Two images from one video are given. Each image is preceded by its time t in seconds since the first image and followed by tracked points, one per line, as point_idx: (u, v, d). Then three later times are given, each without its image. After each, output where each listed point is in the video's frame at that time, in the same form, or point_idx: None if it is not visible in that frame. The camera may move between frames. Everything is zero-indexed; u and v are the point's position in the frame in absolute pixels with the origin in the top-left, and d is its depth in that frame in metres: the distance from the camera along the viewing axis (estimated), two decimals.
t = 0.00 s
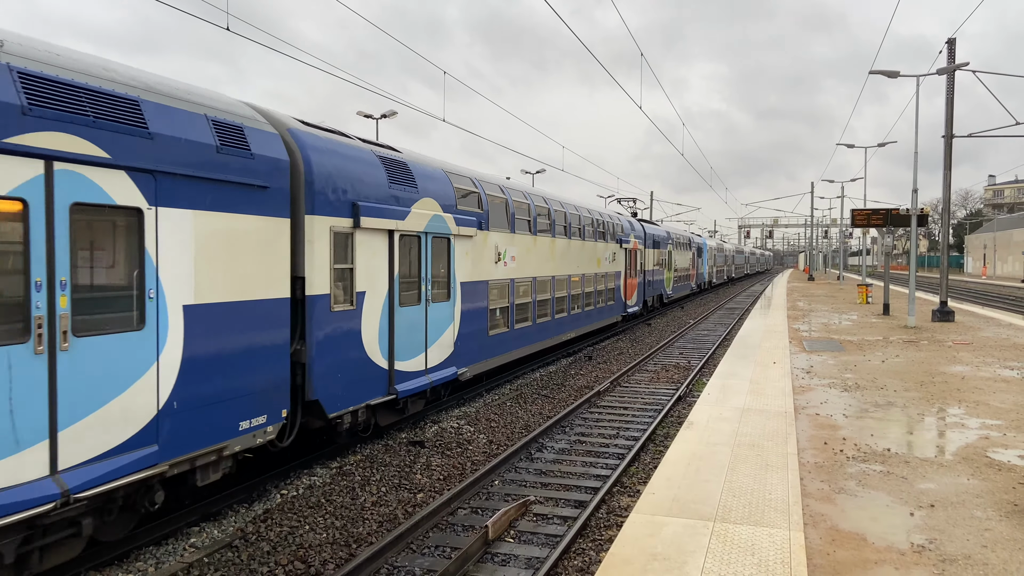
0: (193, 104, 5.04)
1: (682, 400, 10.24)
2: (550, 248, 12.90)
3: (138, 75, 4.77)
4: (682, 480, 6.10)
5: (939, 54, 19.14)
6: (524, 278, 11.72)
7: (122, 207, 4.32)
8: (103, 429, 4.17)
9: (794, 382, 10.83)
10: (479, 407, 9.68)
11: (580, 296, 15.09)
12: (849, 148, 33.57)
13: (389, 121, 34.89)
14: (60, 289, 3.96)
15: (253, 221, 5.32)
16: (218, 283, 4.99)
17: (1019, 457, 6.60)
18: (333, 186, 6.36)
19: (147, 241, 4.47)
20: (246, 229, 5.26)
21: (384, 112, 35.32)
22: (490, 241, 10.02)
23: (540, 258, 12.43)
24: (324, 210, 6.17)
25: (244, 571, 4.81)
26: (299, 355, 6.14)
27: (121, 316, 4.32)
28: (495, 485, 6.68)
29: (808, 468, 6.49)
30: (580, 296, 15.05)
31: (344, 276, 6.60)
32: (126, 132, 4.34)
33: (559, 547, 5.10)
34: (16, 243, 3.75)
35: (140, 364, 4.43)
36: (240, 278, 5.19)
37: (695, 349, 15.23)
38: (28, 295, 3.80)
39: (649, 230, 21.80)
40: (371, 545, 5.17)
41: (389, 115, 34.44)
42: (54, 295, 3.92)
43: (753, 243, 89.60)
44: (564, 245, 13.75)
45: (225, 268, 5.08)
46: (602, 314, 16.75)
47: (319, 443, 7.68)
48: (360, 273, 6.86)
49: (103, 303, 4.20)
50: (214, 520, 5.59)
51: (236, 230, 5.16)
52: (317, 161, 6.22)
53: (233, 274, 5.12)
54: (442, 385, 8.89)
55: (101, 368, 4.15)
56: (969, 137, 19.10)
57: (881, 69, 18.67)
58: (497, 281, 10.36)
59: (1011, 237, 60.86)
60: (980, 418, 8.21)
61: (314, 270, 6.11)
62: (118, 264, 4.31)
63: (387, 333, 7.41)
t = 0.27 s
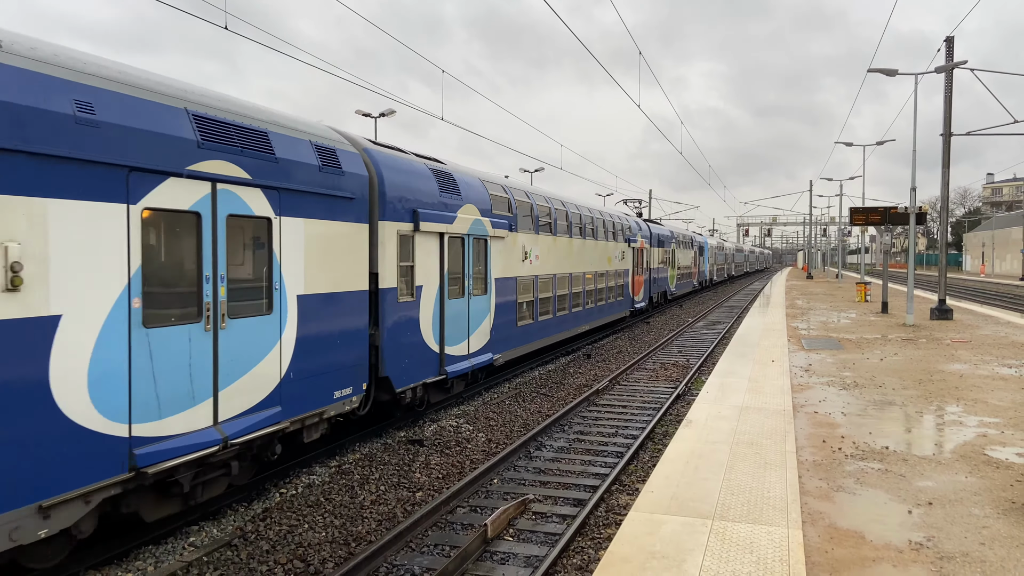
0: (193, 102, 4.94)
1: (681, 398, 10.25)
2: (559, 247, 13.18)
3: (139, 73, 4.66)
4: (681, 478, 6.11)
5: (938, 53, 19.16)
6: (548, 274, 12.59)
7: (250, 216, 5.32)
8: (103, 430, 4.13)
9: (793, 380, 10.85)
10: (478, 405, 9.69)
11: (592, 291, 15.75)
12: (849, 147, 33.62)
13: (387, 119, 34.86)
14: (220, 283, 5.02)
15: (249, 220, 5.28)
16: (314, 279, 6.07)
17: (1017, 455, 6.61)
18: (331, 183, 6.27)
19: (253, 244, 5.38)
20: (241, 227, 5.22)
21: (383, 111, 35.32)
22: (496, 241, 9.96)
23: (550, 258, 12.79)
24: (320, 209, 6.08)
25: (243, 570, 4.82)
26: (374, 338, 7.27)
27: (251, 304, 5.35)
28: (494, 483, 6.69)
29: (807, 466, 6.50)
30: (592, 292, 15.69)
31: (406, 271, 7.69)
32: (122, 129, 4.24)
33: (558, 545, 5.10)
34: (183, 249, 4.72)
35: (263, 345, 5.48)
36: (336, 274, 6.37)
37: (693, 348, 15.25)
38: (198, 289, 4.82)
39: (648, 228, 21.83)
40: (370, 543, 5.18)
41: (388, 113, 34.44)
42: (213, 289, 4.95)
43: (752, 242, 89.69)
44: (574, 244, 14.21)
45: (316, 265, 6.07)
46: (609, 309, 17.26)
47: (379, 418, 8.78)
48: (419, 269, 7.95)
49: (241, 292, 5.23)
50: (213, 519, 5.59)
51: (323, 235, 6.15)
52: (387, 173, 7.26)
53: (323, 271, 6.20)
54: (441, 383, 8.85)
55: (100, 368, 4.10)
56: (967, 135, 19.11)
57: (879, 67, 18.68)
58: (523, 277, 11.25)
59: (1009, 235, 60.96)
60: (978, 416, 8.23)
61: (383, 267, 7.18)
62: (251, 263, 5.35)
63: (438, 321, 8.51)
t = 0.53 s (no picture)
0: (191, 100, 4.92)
1: (679, 396, 10.26)
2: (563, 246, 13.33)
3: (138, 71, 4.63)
4: (680, 476, 6.11)
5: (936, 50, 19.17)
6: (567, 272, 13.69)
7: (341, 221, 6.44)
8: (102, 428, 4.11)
9: (791, 378, 10.86)
10: (477, 404, 9.69)
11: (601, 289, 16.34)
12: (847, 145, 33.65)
13: (385, 118, 34.81)
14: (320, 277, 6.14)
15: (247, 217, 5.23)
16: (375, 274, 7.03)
17: (1015, 452, 6.63)
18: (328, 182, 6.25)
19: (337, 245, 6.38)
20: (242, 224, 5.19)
21: (381, 110, 35.28)
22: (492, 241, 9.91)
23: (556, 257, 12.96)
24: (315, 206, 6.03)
25: (243, 569, 4.82)
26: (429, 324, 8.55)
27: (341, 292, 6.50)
28: (493, 482, 6.69)
29: (806, 463, 6.51)
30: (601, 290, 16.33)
31: (453, 268, 8.92)
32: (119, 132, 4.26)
33: (557, 543, 5.11)
34: (295, 249, 5.80)
35: (350, 328, 6.64)
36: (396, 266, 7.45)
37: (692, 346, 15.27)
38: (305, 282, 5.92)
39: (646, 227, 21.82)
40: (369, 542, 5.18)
41: (386, 112, 34.43)
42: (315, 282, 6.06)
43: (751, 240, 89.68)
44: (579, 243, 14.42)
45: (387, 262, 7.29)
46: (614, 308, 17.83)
47: (428, 398, 9.95)
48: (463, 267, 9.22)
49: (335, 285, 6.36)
50: (212, 518, 5.59)
51: (390, 237, 7.29)
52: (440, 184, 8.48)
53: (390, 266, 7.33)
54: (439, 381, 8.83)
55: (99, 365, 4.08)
56: (965, 133, 19.13)
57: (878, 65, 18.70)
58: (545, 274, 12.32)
59: (1007, 233, 61.05)
60: (976, 413, 8.25)
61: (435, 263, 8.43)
62: (341, 261, 6.45)
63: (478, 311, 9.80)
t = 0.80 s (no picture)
0: (189, 101, 4.92)
1: (679, 395, 10.27)
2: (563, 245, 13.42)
3: (138, 71, 4.64)
4: (679, 474, 6.12)
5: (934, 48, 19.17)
6: (582, 269, 14.71)
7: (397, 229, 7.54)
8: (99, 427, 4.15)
9: (790, 376, 10.87)
10: (476, 403, 9.68)
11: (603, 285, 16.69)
12: (845, 144, 33.68)
13: (384, 118, 34.75)
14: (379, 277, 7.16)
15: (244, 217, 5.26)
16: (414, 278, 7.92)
17: (1013, 449, 6.64)
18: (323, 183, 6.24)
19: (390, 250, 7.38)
20: (239, 224, 5.21)
21: (379, 110, 35.12)
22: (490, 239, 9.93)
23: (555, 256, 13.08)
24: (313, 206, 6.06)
25: (243, 567, 4.83)
26: (472, 316, 9.94)
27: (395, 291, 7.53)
28: (492, 480, 6.70)
29: (804, 461, 6.52)
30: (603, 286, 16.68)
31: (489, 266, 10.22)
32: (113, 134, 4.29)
33: (557, 540, 5.13)
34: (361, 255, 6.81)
35: (411, 319, 7.93)
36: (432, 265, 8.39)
37: (690, 345, 15.28)
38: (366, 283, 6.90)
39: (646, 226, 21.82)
40: (369, 540, 5.19)
41: (384, 112, 34.41)
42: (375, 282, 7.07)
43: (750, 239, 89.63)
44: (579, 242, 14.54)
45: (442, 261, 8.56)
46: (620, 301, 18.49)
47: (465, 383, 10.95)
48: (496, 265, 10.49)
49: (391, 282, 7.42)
50: (213, 517, 5.60)
51: (437, 241, 8.44)
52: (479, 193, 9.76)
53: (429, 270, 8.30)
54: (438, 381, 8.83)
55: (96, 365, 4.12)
56: (964, 131, 19.15)
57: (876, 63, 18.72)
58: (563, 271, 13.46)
59: (1006, 232, 61.10)
60: (974, 410, 8.27)
61: (474, 262, 9.66)
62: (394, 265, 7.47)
63: (510, 304, 11.04)
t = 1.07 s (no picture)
0: (185, 100, 4.92)
1: (678, 394, 10.27)
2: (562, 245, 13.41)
3: (134, 71, 4.64)
4: (678, 472, 6.13)
5: (932, 47, 19.19)
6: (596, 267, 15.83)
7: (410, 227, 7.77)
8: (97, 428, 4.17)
9: (789, 375, 10.88)
10: (475, 402, 9.68)
11: (604, 286, 16.72)
12: (844, 143, 33.68)
13: (383, 117, 34.76)
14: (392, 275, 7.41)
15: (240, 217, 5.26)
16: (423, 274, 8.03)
17: (1012, 447, 6.66)
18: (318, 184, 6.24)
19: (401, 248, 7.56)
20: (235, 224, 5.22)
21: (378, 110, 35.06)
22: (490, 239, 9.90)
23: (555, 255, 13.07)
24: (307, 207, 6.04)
25: (242, 567, 4.83)
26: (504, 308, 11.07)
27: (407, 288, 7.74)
28: (492, 480, 6.71)
29: (803, 459, 6.53)
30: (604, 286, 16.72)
31: (519, 264, 11.40)
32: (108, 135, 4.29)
33: (556, 539, 5.13)
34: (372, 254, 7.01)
35: (458, 309, 9.15)
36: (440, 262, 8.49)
37: (690, 343, 15.31)
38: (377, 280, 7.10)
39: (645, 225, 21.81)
40: (369, 540, 5.19)
41: (383, 112, 34.42)
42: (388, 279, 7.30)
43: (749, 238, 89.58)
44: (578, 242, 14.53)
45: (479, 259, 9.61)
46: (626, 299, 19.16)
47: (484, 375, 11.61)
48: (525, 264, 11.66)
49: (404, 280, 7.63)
50: (212, 517, 5.60)
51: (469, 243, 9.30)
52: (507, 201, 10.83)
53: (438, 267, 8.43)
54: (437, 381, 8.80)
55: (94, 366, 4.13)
56: (963, 130, 19.17)
57: (875, 62, 18.77)
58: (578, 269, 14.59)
59: (1005, 230, 61.18)
60: (973, 408, 8.28)
61: (508, 260, 10.84)
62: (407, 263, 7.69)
63: (535, 298, 12.25)
